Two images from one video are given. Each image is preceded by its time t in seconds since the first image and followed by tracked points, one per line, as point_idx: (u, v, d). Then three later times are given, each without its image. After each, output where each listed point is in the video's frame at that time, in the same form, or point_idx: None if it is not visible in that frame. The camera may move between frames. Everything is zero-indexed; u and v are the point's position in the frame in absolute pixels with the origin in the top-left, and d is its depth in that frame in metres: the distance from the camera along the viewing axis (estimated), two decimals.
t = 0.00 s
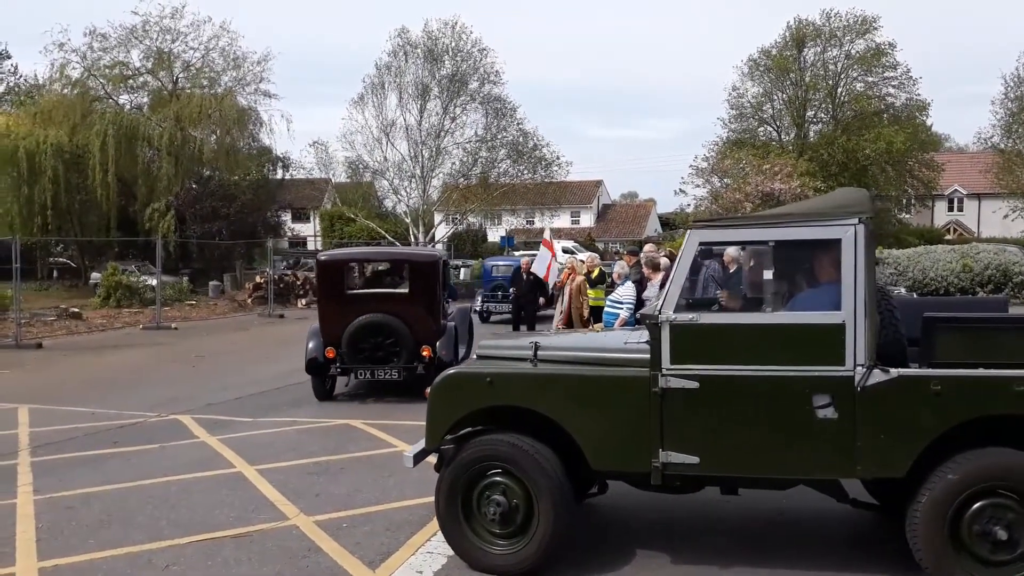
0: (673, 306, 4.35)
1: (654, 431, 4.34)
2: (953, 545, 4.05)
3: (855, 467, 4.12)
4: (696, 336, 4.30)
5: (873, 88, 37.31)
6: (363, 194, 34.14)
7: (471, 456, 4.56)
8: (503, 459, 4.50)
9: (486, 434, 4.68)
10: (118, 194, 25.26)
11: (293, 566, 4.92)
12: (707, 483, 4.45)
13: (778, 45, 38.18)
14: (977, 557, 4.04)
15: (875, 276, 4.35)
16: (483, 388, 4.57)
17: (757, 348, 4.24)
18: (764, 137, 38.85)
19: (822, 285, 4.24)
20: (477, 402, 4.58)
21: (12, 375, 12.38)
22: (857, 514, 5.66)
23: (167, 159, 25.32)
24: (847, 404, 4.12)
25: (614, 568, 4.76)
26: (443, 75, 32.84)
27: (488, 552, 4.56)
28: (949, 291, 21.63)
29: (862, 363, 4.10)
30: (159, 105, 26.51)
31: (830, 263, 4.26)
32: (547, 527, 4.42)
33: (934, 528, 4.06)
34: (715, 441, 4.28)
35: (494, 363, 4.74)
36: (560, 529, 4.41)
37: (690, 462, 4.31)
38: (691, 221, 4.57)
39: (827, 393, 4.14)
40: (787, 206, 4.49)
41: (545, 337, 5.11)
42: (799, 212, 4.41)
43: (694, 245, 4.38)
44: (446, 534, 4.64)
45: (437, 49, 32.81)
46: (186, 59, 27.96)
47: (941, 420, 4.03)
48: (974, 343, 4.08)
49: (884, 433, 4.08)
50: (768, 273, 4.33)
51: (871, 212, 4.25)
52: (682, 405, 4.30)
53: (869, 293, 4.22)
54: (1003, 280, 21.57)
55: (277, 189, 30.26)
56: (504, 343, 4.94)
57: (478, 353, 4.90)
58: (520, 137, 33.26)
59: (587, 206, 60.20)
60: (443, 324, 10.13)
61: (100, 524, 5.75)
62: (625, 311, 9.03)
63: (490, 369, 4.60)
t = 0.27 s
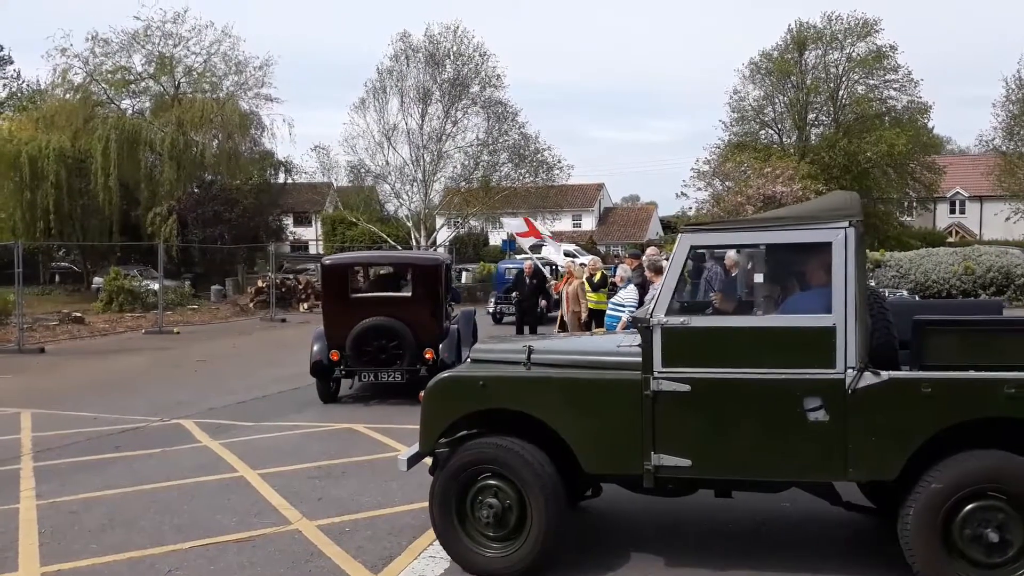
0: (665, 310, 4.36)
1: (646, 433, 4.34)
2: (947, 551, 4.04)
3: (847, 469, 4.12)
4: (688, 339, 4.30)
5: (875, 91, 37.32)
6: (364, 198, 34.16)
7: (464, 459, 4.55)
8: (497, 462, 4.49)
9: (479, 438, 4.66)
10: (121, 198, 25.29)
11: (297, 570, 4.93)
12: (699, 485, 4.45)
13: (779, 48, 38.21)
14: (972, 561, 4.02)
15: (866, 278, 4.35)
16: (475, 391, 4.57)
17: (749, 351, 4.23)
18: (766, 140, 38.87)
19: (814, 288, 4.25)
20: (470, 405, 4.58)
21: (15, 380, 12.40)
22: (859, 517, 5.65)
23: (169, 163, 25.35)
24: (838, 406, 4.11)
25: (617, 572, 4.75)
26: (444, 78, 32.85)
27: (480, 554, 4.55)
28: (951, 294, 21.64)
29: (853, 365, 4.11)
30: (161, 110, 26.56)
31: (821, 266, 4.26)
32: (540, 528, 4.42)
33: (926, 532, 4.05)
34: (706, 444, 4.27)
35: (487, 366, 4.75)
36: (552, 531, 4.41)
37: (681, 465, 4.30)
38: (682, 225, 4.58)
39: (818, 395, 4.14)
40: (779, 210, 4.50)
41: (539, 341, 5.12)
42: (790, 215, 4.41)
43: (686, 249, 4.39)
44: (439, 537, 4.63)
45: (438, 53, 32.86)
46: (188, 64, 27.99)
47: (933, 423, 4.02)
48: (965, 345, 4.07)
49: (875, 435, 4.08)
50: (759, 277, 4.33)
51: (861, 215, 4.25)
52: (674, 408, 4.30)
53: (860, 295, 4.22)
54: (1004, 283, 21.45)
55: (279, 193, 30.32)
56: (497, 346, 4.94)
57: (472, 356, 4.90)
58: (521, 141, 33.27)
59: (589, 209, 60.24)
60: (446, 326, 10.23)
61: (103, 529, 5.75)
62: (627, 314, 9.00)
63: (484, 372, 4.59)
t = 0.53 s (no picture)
0: (656, 308, 4.36)
1: (638, 431, 4.34)
2: (939, 548, 4.03)
3: (839, 467, 4.11)
4: (679, 337, 4.30)
5: (878, 89, 37.28)
6: (367, 197, 34.16)
7: (459, 456, 4.55)
8: (491, 459, 4.49)
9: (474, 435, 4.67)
10: (124, 198, 25.34)
11: (300, 568, 4.93)
12: (691, 482, 4.45)
13: (781, 46, 38.18)
14: (964, 559, 4.02)
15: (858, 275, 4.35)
16: (469, 389, 4.57)
17: (739, 348, 4.23)
18: (769, 138, 38.83)
19: (805, 285, 4.25)
20: (463, 402, 4.58)
21: (20, 379, 12.43)
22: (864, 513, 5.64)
23: (172, 162, 25.38)
24: (830, 403, 4.10)
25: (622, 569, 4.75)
26: (447, 77, 32.85)
27: (474, 552, 4.56)
28: (955, 291, 21.67)
29: (843, 363, 4.11)
30: (164, 109, 26.59)
31: (812, 264, 4.26)
32: (533, 526, 4.42)
33: (918, 529, 4.04)
34: (697, 442, 4.27)
35: (481, 364, 4.76)
36: (545, 529, 4.41)
37: (673, 462, 4.30)
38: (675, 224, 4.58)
39: (810, 393, 4.13)
40: (770, 209, 4.50)
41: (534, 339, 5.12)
42: (782, 213, 4.41)
43: (677, 248, 4.40)
44: (434, 534, 4.64)
45: (441, 51, 32.86)
46: (191, 63, 27.99)
47: (924, 420, 4.01)
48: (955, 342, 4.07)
49: (866, 432, 4.07)
50: (750, 275, 4.33)
51: (852, 213, 4.25)
52: (666, 405, 4.29)
53: (851, 293, 4.22)
54: (1008, 280, 21.56)
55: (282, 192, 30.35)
56: (490, 344, 4.94)
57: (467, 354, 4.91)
58: (524, 139, 33.25)
59: (591, 207, 60.25)
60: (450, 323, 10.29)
61: (107, 528, 5.76)
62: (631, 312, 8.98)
63: (478, 370, 4.60)
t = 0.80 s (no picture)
0: (641, 306, 4.36)
1: (623, 428, 4.33)
2: (923, 543, 4.03)
3: (824, 463, 4.11)
4: (664, 334, 4.30)
5: (877, 85, 37.28)
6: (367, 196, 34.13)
7: (447, 454, 4.56)
8: (478, 457, 4.50)
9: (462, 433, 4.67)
10: (124, 199, 25.33)
11: (300, 568, 4.93)
12: (678, 480, 4.44)
13: (780, 43, 38.15)
14: (949, 554, 4.01)
15: (843, 272, 4.35)
16: (455, 388, 4.57)
17: (724, 345, 4.23)
18: (768, 135, 38.86)
19: (790, 282, 4.24)
20: (451, 400, 4.59)
21: (20, 381, 12.43)
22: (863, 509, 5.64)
23: (171, 163, 25.36)
24: (814, 401, 4.10)
25: (621, 567, 4.73)
26: (445, 76, 32.84)
27: (462, 549, 4.57)
28: (955, 288, 21.76)
29: (828, 359, 4.10)
30: (163, 110, 26.57)
31: (796, 261, 4.26)
32: (520, 523, 4.43)
33: (903, 524, 4.04)
34: (682, 439, 4.27)
35: (469, 363, 4.76)
36: (531, 527, 4.42)
37: (658, 459, 4.30)
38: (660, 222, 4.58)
39: (795, 389, 4.12)
40: (755, 207, 4.51)
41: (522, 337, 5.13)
42: (766, 212, 4.41)
43: (662, 246, 4.40)
44: (422, 532, 4.65)
45: (440, 51, 32.85)
46: (190, 63, 27.95)
47: (909, 417, 4.00)
48: (940, 337, 4.06)
49: (851, 429, 4.06)
50: (734, 273, 4.33)
51: (834, 210, 4.28)
52: (651, 403, 4.29)
53: (835, 290, 4.21)
54: (1009, 276, 21.47)
55: (282, 192, 30.35)
56: (478, 343, 4.94)
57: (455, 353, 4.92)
58: (523, 137, 33.23)
59: (591, 206, 60.26)
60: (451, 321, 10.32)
61: (107, 528, 5.76)
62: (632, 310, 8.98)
63: (464, 369, 4.60)
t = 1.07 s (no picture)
0: (621, 301, 4.44)
1: (605, 422, 4.41)
2: (900, 535, 4.10)
3: (801, 457, 4.19)
4: (643, 330, 4.37)
5: (871, 80, 37.35)
6: (363, 194, 34.12)
7: (431, 449, 4.64)
8: (461, 452, 4.58)
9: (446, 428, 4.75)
10: (119, 197, 25.32)
11: (298, 565, 4.98)
12: (658, 472, 4.53)
13: (775, 38, 38.15)
14: (925, 544, 4.09)
15: (820, 267, 4.43)
16: (440, 384, 4.65)
17: (702, 341, 4.30)
18: (763, 130, 38.99)
19: (768, 278, 4.31)
20: (435, 396, 4.66)
21: (16, 380, 12.44)
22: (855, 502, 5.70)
23: (167, 162, 25.36)
24: (791, 395, 4.18)
25: (615, 563, 4.78)
26: (440, 73, 32.85)
27: (445, 543, 4.66)
28: (950, 281, 22.02)
29: (805, 354, 4.17)
30: (159, 109, 26.53)
31: (773, 256, 4.33)
32: (502, 519, 4.52)
33: (877, 516, 4.11)
34: (662, 433, 4.35)
35: (453, 359, 4.83)
36: (513, 521, 4.52)
37: (639, 453, 4.38)
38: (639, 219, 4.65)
39: (772, 384, 4.20)
40: (733, 203, 4.57)
41: (505, 334, 5.20)
42: (743, 208, 4.48)
43: (641, 241, 4.47)
44: (406, 526, 4.73)
45: (434, 48, 32.84)
46: (185, 62, 27.92)
47: (885, 410, 4.09)
48: (914, 331, 4.14)
49: (828, 422, 4.14)
50: (712, 268, 4.40)
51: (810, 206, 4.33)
52: (632, 397, 4.37)
53: (811, 285, 4.28)
54: (1003, 270, 21.24)
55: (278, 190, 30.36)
56: (462, 340, 5.01)
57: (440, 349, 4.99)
58: (519, 134, 33.24)
59: (587, 202, 60.30)
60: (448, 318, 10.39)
61: (106, 527, 5.80)
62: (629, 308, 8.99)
63: (448, 365, 4.68)
